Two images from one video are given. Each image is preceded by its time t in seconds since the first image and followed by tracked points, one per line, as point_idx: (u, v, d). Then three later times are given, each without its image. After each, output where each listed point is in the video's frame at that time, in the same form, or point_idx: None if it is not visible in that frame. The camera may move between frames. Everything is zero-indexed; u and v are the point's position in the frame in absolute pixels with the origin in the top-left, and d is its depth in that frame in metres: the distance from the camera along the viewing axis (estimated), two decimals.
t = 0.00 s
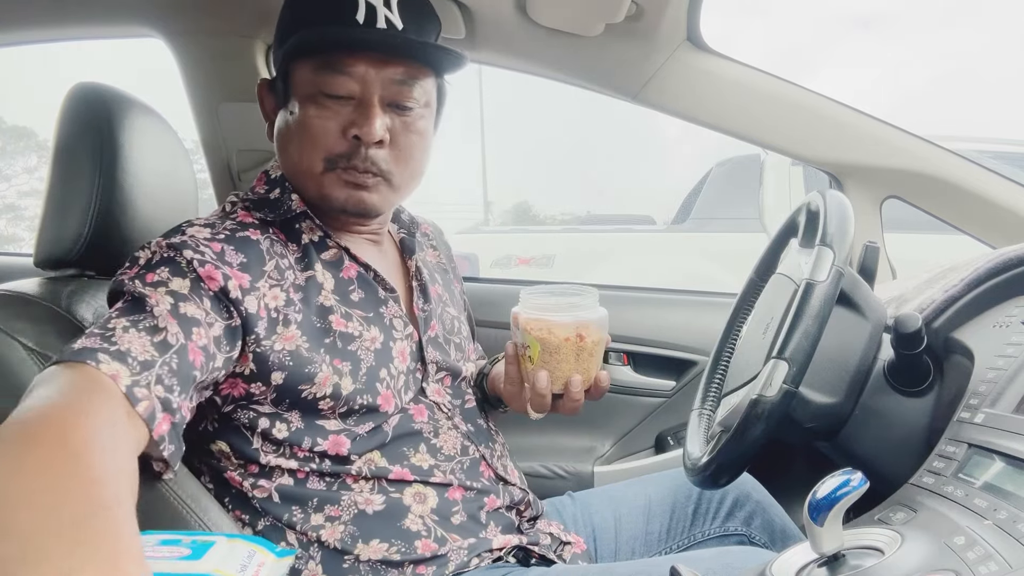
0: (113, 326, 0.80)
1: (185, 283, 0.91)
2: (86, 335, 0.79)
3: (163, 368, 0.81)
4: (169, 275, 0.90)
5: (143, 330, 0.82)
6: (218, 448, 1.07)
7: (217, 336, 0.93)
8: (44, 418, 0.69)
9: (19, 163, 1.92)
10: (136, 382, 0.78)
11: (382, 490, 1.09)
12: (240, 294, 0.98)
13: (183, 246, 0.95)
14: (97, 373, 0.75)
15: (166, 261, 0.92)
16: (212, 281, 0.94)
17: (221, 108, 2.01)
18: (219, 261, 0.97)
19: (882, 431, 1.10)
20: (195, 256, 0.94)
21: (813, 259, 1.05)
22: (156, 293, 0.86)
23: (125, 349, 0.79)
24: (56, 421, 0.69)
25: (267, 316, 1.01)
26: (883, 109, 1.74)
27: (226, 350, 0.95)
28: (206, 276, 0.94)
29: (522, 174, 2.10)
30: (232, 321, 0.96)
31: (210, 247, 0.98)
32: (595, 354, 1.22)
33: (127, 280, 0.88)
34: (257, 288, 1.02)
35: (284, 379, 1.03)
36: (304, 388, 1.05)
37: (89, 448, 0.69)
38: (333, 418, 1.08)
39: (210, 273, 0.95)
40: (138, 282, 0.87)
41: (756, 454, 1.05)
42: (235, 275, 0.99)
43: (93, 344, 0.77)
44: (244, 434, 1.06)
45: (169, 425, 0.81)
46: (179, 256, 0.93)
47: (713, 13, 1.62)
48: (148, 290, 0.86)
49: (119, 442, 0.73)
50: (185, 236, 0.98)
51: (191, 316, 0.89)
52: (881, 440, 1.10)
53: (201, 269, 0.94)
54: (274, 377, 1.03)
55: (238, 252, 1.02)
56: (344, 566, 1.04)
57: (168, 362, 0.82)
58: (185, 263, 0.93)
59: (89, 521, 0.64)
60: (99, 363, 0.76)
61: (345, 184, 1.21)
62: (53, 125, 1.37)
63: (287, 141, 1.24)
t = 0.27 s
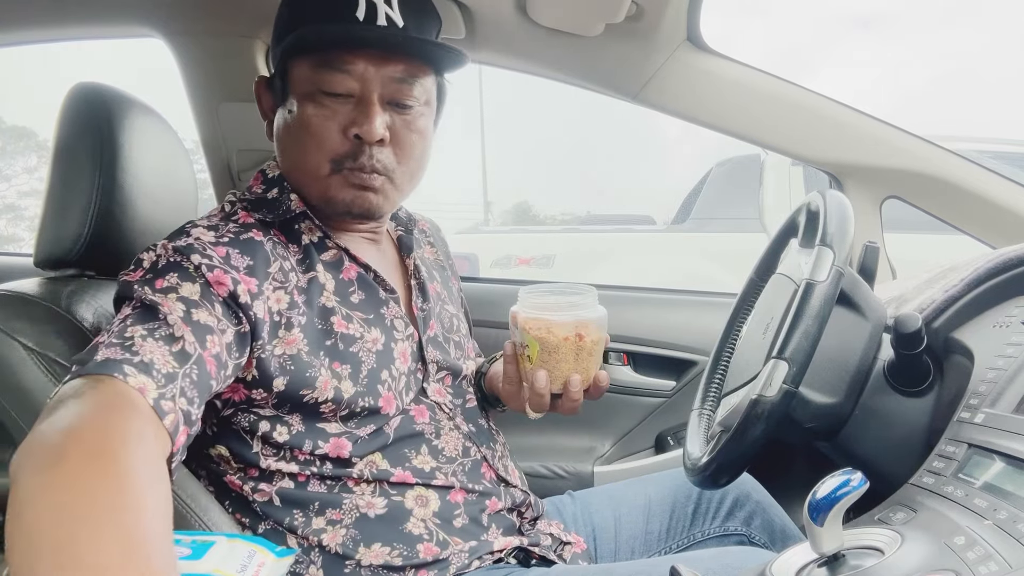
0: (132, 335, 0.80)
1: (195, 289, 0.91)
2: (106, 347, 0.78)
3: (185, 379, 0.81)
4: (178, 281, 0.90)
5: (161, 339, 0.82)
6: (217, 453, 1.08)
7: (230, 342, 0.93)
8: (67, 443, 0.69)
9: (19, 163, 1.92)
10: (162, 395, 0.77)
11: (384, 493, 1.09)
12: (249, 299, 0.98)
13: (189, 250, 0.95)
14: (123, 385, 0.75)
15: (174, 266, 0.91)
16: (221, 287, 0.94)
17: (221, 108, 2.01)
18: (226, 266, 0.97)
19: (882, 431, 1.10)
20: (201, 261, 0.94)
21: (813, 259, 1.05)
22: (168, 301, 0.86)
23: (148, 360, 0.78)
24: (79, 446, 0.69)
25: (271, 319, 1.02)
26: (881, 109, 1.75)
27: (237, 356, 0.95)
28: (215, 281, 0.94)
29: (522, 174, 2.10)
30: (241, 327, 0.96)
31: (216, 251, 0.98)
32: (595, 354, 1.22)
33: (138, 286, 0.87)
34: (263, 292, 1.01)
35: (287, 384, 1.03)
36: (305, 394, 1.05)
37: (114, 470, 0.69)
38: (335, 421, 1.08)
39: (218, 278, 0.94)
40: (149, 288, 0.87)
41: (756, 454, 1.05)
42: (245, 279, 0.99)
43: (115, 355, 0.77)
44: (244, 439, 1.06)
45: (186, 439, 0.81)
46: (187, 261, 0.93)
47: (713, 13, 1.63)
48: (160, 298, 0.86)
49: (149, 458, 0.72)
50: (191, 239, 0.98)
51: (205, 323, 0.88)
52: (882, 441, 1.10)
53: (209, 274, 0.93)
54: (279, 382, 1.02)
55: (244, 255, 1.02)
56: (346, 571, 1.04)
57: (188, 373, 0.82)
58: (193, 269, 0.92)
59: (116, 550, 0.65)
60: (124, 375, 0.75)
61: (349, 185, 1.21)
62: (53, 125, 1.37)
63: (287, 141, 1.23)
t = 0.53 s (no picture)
0: (137, 342, 0.81)
1: (198, 294, 0.91)
2: (112, 354, 0.79)
3: (192, 386, 0.83)
4: (181, 287, 0.90)
5: (167, 346, 0.83)
6: (216, 454, 1.08)
7: (234, 347, 0.94)
8: (73, 451, 0.69)
9: (19, 163, 1.92)
10: (169, 403, 0.79)
11: (383, 495, 1.09)
12: (251, 303, 0.98)
13: (192, 254, 0.96)
14: (131, 394, 0.76)
15: (177, 271, 0.92)
16: (224, 291, 0.95)
17: (221, 108, 2.01)
18: (229, 270, 0.98)
19: (882, 431, 1.10)
20: (204, 265, 0.95)
21: (813, 259, 1.05)
22: (172, 307, 0.87)
23: (155, 368, 0.80)
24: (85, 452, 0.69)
25: (271, 321, 1.02)
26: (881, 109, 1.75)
27: (241, 360, 0.96)
28: (217, 285, 0.94)
29: (522, 174, 2.10)
30: (244, 332, 0.96)
31: (218, 256, 0.99)
32: (593, 360, 1.21)
33: (142, 292, 0.88)
34: (264, 296, 1.02)
35: (286, 388, 1.03)
36: (303, 397, 1.05)
37: (120, 478, 0.69)
38: (333, 424, 1.09)
39: (221, 282, 0.95)
40: (152, 294, 0.88)
41: (757, 453, 1.05)
42: (247, 283, 0.99)
43: (121, 363, 0.78)
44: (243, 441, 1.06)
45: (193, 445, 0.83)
46: (189, 265, 0.94)
47: (713, 13, 1.63)
48: (165, 305, 0.87)
49: (154, 469, 0.73)
50: (193, 242, 0.98)
51: (210, 330, 0.89)
52: (882, 441, 1.10)
53: (212, 279, 0.94)
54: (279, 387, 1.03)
55: (245, 258, 1.02)
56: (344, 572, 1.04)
57: (195, 380, 0.84)
58: (195, 274, 0.93)
59: (119, 556, 0.65)
60: (132, 384, 0.77)
61: (345, 185, 1.21)
62: (53, 125, 1.37)
63: (287, 141, 1.23)
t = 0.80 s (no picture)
0: (156, 344, 0.81)
1: (210, 295, 0.92)
2: (131, 357, 0.79)
3: (212, 388, 0.84)
4: (194, 288, 0.91)
5: (184, 348, 0.83)
6: (217, 457, 1.08)
7: (248, 349, 0.94)
8: (98, 456, 0.70)
9: (19, 163, 1.92)
10: (192, 408, 0.80)
11: (383, 496, 1.09)
12: (263, 305, 0.99)
13: (203, 255, 0.96)
14: (154, 399, 0.76)
15: (189, 272, 0.92)
16: (236, 293, 0.95)
17: (221, 108, 2.01)
18: (241, 271, 0.98)
19: (882, 431, 1.10)
20: (216, 267, 0.95)
21: (813, 258, 1.05)
22: (187, 309, 0.87)
23: (176, 371, 0.80)
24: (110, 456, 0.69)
25: (278, 322, 1.02)
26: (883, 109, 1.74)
27: (253, 361, 0.96)
28: (229, 287, 0.95)
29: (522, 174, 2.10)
30: (256, 334, 0.97)
31: (229, 256, 0.99)
32: (598, 359, 1.21)
33: (155, 293, 0.88)
34: (274, 297, 1.02)
35: (287, 392, 1.03)
36: (305, 400, 1.04)
37: (144, 480, 0.69)
38: (334, 427, 1.08)
39: (233, 284, 0.95)
40: (166, 296, 0.88)
41: (757, 454, 1.05)
42: (259, 284, 1.00)
43: (142, 367, 0.78)
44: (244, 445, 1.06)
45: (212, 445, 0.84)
46: (201, 266, 0.94)
47: (714, 13, 1.63)
48: (179, 306, 0.87)
49: (180, 473, 0.73)
50: (204, 242, 0.99)
51: (224, 332, 0.89)
52: (882, 442, 1.10)
53: (224, 280, 0.94)
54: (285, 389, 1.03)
55: (255, 259, 1.03)
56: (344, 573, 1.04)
57: (213, 384, 0.84)
58: (208, 275, 0.93)
59: (149, 558, 0.64)
60: (154, 388, 0.77)
61: (350, 184, 1.22)
62: (53, 125, 1.37)
63: (289, 139, 1.23)
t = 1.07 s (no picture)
0: (165, 341, 0.82)
1: (216, 293, 0.92)
2: (142, 354, 0.79)
3: (220, 387, 0.84)
4: (201, 285, 0.91)
5: (193, 346, 0.83)
6: (218, 458, 1.08)
7: (252, 348, 0.94)
8: (108, 457, 0.70)
9: (19, 163, 1.92)
10: (203, 406, 0.80)
11: (385, 498, 1.09)
12: (269, 303, 0.99)
13: (210, 252, 0.96)
14: (166, 396, 0.77)
15: (195, 268, 0.92)
16: (242, 291, 0.96)
17: (221, 108, 2.01)
18: (247, 269, 0.99)
19: (882, 431, 1.10)
20: (223, 264, 0.96)
21: (813, 258, 1.05)
22: (194, 306, 0.87)
23: (186, 369, 0.80)
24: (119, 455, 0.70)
25: (283, 319, 1.02)
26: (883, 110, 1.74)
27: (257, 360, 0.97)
28: (237, 285, 0.96)
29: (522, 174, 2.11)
30: (260, 334, 0.97)
31: (236, 255, 0.99)
32: (596, 357, 1.21)
33: (161, 288, 0.88)
34: (279, 296, 1.03)
35: (289, 392, 1.03)
36: (308, 400, 1.04)
37: (153, 480, 0.69)
38: (338, 428, 1.08)
39: (240, 282, 0.96)
40: (173, 292, 0.88)
41: (757, 453, 1.05)
42: (265, 283, 1.00)
43: (152, 364, 0.78)
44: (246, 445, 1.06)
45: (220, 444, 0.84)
46: (208, 264, 0.94)
47: (714, 13, 1.63)
48: (187, 304, 0.87)
49: (185, 472, 0.73)
50: (210, 240, 0.99)
51: (230, 331, 0.90)
52: (882, 442, 1.10)
53: (231, 279, 0.95)
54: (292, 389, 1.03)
55: (261, 257, 1.03)
56: None
57: (221, 382, 0.84)
58: (215, 273, 0.94)
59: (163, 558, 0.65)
60: (166, 386, 0.77)
61: (359, 188, 1.22)
62: (53, 126, 1.37)
63: (297, 141, 1.23)
